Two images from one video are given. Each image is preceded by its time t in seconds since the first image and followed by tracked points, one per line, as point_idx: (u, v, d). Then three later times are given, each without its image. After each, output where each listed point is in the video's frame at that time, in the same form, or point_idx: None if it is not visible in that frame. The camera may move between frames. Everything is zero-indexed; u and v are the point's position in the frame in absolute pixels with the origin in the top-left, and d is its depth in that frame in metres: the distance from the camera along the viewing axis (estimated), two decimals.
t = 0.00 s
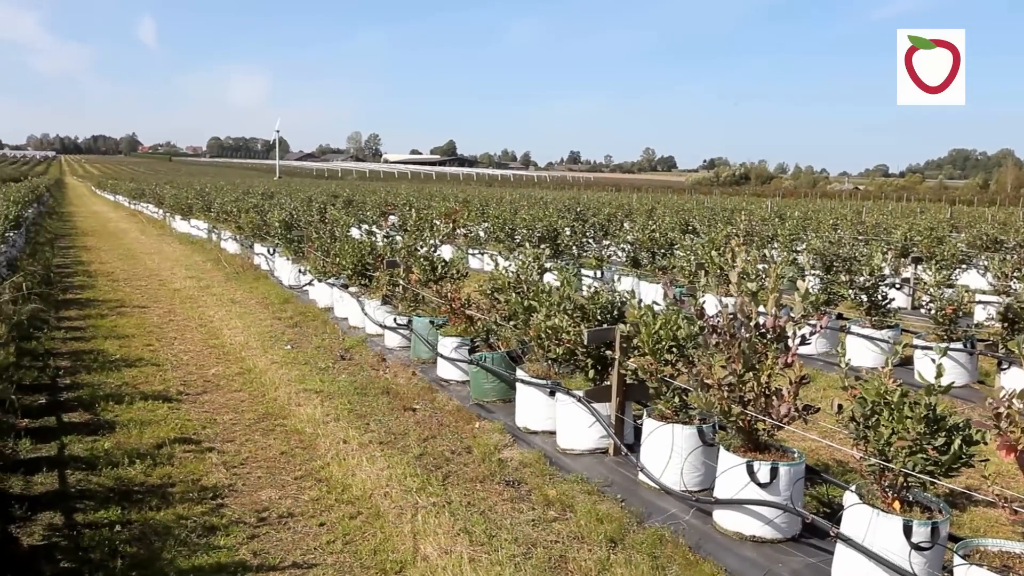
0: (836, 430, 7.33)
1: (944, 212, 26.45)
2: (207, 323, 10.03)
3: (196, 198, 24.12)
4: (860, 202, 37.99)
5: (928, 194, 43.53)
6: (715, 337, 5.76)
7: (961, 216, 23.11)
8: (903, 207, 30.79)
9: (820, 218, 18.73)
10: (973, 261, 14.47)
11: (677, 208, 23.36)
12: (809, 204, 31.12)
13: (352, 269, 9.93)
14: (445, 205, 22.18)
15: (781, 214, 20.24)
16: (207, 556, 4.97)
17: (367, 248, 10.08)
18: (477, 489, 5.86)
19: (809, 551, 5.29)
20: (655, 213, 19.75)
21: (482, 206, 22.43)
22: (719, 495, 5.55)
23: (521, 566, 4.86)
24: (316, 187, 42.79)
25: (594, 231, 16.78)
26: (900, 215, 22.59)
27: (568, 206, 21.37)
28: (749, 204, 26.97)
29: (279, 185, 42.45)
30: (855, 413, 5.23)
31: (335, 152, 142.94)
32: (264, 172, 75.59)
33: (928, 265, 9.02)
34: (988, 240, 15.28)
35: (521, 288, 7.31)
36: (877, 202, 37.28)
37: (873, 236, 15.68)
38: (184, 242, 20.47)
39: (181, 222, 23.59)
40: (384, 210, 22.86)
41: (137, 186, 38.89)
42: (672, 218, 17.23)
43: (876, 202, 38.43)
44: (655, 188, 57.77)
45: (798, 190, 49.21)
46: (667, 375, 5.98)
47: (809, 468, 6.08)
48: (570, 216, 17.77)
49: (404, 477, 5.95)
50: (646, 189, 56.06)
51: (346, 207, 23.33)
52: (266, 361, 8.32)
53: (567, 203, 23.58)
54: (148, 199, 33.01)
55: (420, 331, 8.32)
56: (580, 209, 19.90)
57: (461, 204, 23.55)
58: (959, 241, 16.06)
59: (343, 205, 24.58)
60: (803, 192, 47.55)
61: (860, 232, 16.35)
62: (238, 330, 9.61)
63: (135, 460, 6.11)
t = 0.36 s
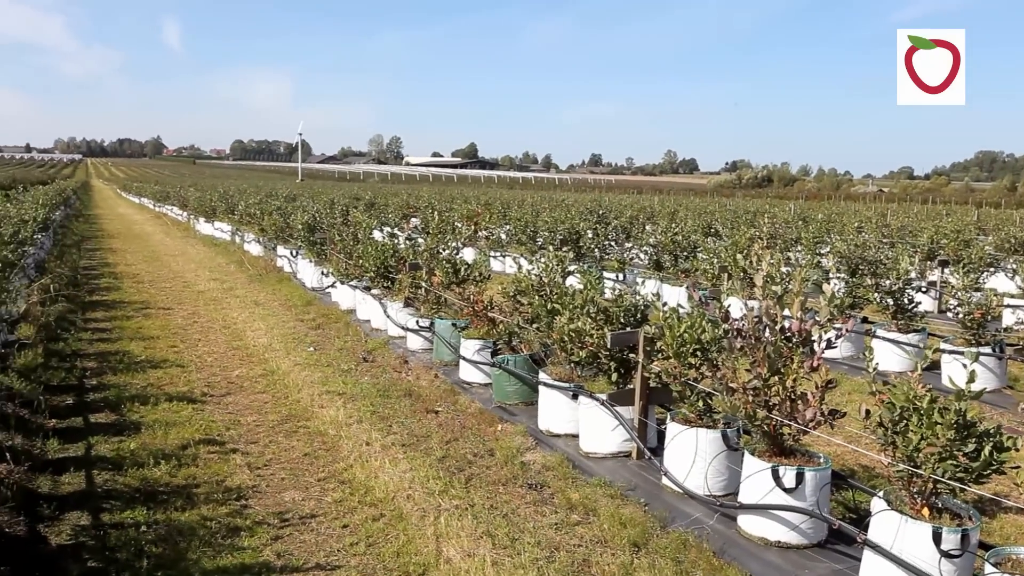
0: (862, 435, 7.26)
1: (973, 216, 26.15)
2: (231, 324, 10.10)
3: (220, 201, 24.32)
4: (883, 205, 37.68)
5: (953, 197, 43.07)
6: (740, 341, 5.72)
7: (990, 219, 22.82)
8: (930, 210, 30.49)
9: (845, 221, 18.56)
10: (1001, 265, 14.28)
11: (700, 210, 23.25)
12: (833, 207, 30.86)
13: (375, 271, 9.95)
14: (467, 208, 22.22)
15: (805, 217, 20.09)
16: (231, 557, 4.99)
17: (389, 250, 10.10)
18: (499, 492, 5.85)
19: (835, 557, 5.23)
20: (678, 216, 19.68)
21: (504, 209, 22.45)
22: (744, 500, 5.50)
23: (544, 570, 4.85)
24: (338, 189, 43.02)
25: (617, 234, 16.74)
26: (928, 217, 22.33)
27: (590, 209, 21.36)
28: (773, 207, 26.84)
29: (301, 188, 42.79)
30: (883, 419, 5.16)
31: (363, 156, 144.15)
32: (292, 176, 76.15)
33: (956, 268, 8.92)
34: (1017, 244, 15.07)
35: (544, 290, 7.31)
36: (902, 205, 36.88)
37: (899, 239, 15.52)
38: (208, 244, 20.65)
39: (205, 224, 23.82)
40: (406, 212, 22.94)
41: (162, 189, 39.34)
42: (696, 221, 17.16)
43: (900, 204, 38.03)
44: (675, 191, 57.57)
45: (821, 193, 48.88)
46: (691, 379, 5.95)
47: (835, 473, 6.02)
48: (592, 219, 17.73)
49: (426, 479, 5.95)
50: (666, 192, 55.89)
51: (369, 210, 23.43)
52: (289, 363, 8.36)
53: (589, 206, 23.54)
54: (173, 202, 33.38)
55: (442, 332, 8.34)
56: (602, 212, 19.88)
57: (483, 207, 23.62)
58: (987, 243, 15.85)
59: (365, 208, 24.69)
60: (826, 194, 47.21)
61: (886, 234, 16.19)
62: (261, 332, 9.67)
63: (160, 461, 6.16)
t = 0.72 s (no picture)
0: (893, 446, 7.18)
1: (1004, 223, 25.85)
2: (257, 330, 10.18)
3: (246, 207, 24.56)
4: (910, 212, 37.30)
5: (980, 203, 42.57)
6: (769, 350, 5.68)
7: None
8: (959, 217, 30.17)
9: (874, 228, 18.37)
10: None
11: (725, 218, 23.15)
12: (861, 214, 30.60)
13: (400, 278, 9.99)
14: (492, 215, 22.28)
15: (832, 225, 19.94)
16: (259, 562, 5.02)
17: (414, 256, 10.13)
18: (525, 500, 5.84)
19: (866, 569, 5.17)
20: (703, 223, 19.61)
21: (528, 216, 22.47)
22: (772, 510, 5.45)
23: None
24: (362, 196, 43.25)
25: (642, 241, 16.71)
26: (959, 226, 22.07)
27: (616, 217, 21.32)
28: (802, 215, 26.63)
29: (325, 194, 43.14)
30: (915, 430, 5.10)
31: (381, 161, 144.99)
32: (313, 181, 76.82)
33: (988, 277, 8.82)
34: None
35: (570, 298, 7.31)
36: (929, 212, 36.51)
37: (928, 247, 15.36)
38: (235, 250, 20.85)
39: (232, 230, 24.08)
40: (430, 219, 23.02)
41: (189, 195, 39.79)
42: (722, 228, 17.09)
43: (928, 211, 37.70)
44: (698, 197, 57.30)
45: (848, 200, 48.49)
46: (719, 388, 5.92)
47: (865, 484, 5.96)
48: (617, 226, 17.71)
49: (452, 486, 5.96)
50: (688, 198, 55.65)
51: (393, 216, 23.55)
52: (315, 369, 8.40)
53: (614, 213, 23.49)
54: (200, 208, 33.75)
55: (467, 340, 8.32)
56: (628, 219, 19.83)
57: (508, 214, 23.64)
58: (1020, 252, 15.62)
59: (390, 214, 24.81)
60: (853, 201, 46.78)
61: (914, 242, 16.03)
62: (287, 337, 9.73)
63: (189, 465, 6.21)
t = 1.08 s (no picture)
0: (923, 451, 7.10)
1: None
2: (283, 330, 10.25)
3: (270, 208, 24.76)
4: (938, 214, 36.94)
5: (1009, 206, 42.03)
6: (797, 353, 5.63)
7: None
8: (989, 220, 29.82)
9: (902, 230, 18.19)
10: None
11: (751, 220, 23.02)
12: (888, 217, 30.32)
13: (425, 280, 10.02)
14: (515, 217, 22.31)
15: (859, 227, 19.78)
16: (287, 562, 5.04)
17: (439, 258, 10.17)
18: (551, 502, 5.84)
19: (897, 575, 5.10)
20: (729, 225, 19.53)
21: (551, 218, 22.49)
22: (801, 515, 5.39)
23: None
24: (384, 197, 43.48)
25: (667, 243, 16.66)
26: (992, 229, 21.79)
27: (640, 218, 21.24)
28: (829, 217, 26.39)
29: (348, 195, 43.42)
30: (948, 434, 5.02)
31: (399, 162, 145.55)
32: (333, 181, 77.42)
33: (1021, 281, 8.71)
34: None
35: (596, 300, 7.31)
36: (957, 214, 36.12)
37: (958, 249, 15.19)
38: (260, 251, 21.04)
39: (257, 231, 24.30)
40: (454, 221, 23.09)
41: (214, 196, 40.20)
42: (748, 230, 17.01)
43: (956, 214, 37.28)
44: (719, 199, 56.96)
45: (873, 202, 48.06)
46: (746, 391, 5.88)
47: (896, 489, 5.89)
48: (642, 228, 17.67)
49: (478, 488, 5.96)
50: (709, 200, 55.37)
51: (417, 218, 23.65)
52: (341, 370, 8.45)
53: (639, 215, 23.42)
54: (225, 209, 34.08)
55: (492, 341, 8.40)
56: (652, 221, 19.75)
57: (532, 215, 23.64)
58: None
59: (414, 216, 24.91)
60: (878, 204, 46.33)
61: (944, 244, 15.85)
62: (313, 338, 9.79)
63: (217, 465, 6.26)
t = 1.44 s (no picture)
0: (947, 454, 7.03)
1: None
2: (303, 332, 10.32)
3: (290, 210, 24.93)
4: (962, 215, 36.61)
5: None
6: (819, 354, 5.58)
7: None
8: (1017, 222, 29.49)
9: (926, 231, 18.03)
10: None
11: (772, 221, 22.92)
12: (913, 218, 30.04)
13: (445, 281, 10.06)
14: (534, 218, 22.32)
15: (881, 228, 19.64)
16: (308, 562, 5.07)
17: (459, 259, 10.20)
18: (570, 504, 5.83)
19: None
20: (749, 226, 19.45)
21: (570, 219, 22.48)
22: (823, 518, 5.34)
23: None
24: (402, 199, 43.66)
25: (686, 244, 16.61)
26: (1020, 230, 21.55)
27: (659, 219, 21.18)
28: (851, 218, 26.18)
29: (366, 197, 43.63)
30: (974, 437, 4.95)
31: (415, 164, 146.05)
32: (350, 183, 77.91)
33: None
34: None
35: (616, 302, 7.30)
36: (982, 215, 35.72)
37: (982, 250, 15.03)
38: (280, 253, 21.19)
39: (277, 233, 24.49)
40: (473, 223, 23.14)
41: (234, 199, 40.56)
42: (768, 231, 16.93)
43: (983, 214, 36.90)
44: (738, 199, 56.64)
45: (896, 203, 47.59)
46: (768, 393, 5.85)
47: (919, 492, 5.82)
48: (662, 229, 17.63)
49: (497, 489, 5.96)
50: (727, 200, 55.07)
51: (436, 219, 23.73)
52: (360, 371, 8.48)
53: (659, 216, 23.36)
54: (246, 211, 34.35)
55: (511, 342, 8.37)
56: (672, 222, 19.70)
57: (551, 217, 23.62)
58: None
59: (433, 217, 25.01)
60: (901, 204, 46.06)
61: (968, 244, 15.69)
62: (332, 339, 9.84)
63: (238, 466, 6.30)
